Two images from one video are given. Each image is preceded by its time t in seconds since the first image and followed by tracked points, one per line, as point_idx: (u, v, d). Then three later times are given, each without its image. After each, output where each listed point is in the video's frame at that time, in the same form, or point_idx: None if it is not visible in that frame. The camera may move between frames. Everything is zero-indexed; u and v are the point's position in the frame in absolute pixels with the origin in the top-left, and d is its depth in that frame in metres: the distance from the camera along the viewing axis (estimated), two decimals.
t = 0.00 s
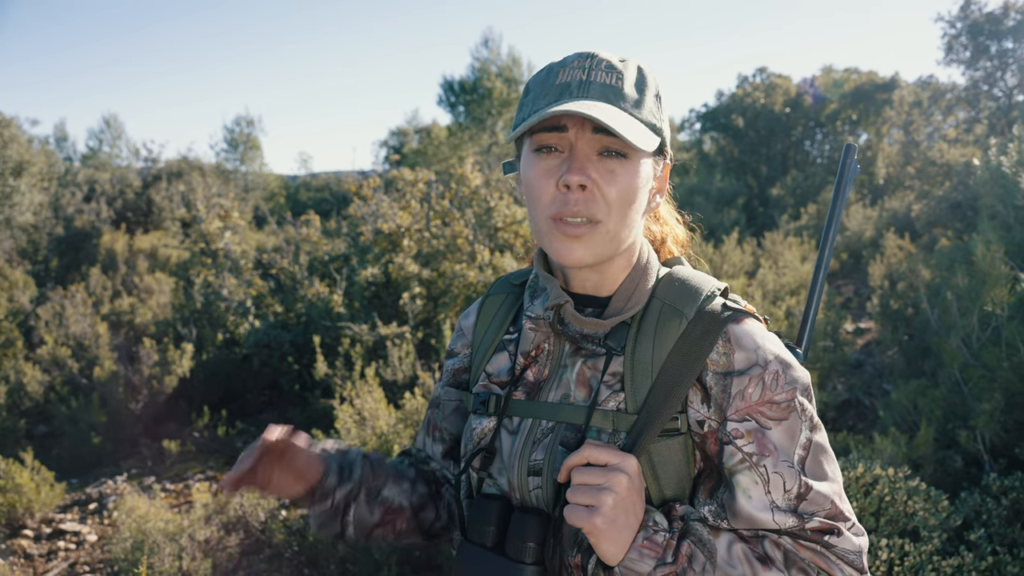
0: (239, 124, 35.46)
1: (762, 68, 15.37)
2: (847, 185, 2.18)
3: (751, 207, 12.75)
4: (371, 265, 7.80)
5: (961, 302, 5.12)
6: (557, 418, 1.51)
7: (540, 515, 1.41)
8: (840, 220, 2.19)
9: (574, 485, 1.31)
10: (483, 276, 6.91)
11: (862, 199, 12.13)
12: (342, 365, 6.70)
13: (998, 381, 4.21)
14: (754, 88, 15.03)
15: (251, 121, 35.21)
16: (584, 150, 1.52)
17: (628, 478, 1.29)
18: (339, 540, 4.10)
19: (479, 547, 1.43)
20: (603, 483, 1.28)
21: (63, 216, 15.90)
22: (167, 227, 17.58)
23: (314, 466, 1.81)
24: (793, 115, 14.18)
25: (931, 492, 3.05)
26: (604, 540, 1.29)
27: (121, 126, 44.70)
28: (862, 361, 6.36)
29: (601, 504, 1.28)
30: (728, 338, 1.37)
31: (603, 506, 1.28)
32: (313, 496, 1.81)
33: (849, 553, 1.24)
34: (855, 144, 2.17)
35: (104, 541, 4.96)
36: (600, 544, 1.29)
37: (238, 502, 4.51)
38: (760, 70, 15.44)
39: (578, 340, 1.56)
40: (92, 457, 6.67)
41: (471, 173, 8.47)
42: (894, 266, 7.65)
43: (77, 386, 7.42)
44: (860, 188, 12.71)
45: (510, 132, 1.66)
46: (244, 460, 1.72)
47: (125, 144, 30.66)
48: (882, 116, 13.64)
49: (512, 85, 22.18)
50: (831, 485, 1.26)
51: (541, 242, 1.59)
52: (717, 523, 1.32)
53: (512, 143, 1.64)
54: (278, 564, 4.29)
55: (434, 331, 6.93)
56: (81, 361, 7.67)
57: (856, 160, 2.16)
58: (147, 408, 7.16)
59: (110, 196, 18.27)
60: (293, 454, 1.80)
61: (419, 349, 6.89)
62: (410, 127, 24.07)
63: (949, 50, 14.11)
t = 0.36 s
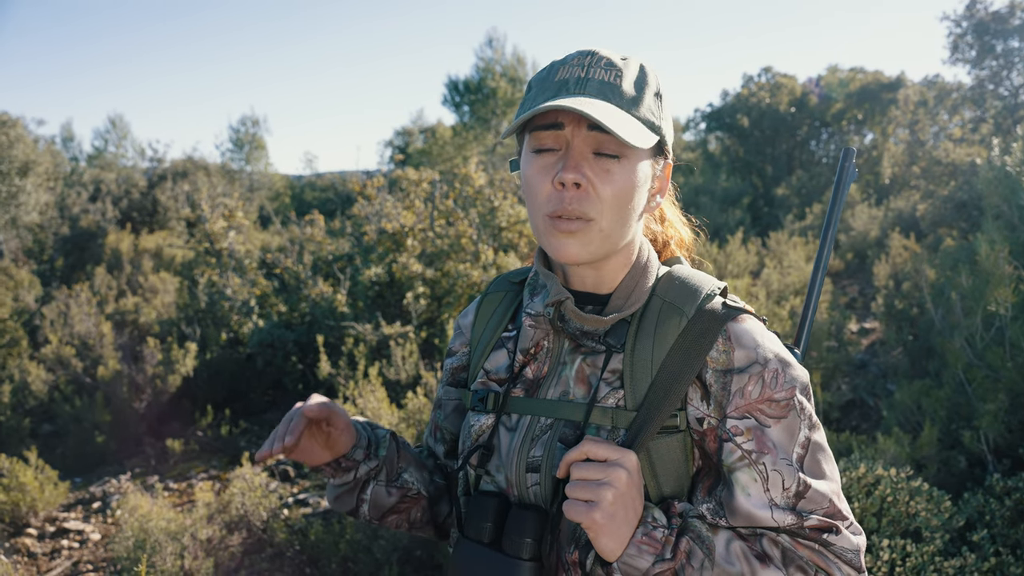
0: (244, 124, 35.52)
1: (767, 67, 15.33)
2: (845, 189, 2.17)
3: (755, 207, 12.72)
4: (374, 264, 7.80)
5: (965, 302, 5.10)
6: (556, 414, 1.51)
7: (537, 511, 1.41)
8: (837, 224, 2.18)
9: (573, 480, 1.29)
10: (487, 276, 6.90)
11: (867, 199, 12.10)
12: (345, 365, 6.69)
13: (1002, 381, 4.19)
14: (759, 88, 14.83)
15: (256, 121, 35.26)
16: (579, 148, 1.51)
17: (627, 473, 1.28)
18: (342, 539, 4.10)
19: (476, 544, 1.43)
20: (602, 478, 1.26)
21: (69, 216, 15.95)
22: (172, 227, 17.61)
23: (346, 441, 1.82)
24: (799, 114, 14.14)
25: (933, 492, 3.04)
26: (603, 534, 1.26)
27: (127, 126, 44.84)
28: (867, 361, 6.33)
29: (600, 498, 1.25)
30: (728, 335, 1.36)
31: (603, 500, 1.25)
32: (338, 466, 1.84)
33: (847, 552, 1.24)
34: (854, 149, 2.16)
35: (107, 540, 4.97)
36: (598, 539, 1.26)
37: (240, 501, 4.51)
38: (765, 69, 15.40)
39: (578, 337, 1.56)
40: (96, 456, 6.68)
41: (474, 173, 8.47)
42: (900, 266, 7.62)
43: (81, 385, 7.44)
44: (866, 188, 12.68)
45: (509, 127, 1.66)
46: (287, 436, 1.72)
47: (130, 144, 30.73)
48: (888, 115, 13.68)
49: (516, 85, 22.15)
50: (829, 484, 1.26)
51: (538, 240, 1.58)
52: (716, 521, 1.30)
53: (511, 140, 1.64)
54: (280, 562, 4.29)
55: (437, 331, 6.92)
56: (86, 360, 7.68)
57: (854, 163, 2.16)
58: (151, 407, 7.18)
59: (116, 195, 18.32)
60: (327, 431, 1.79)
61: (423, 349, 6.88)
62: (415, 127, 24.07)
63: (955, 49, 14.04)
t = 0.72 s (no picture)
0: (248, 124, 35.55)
1: (771, 67, 15.30)
2: (851, 189, 2.14)
3: (759, 207, 12.69)
4: (377, 264, 7.80)
5: (968, 301, 5.08)
6: (551, 412, 1.50)
7: (530, 509, 1.41)
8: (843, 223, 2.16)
9: (563, 477, 1.28)
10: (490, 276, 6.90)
11: (872, 199, 12.06)
12: (347, 364, 6.69)
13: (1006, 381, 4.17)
14: (763, 88, 14.84)
15: (261, 121, 35.29)
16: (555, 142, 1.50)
17: (618, 471, 1.27)
18: (342, 539, 4.10)
19: (472, 541, 1.44)
20: (592, 475, 1.25)
21: (74, 216, 15.97)
22: (176, 227, 17.62)
23: (341, 431, 1.81)
24: (803, 114, 14.09)
25: (935, 492, 3.02)
26: (591, 532, 1.24)
27: (132, 126, 44.94)
28: (870, 362, 6.30)
29: (590, 496, 1.24)
30: (725, 333, 1.35)
31: (592, 498, 1.23)
32: (332, 456, 1.82)
33: (843, 555, 1.23)
34: (862, 147, 2.14)
35: (109, 538, 4.97)
36: (587, 536, 1.25)
37: (241, 500, 4.51)
38: (769, 69, 15.38)
39: (574, 334, 1.55)
40: (99, 455, 6.69)
41: (477, 172, 8.46)
42: (904, 266, 7.59)
43: (84, 384, 7.45)
44: (870, 188, 12.64)
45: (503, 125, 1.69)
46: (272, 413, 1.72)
47: (135, 143, 30.75)
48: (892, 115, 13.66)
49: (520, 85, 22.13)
50: (825, 487, 1.25)
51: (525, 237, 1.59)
52: (709, 521, 1.30)
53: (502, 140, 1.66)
54: (280, 562, 4.28)
55: (440, 331, 6.91)
56: (88, 359, 7.68)
57: (861, 162, 2.14)
58: (154, 406, 7.20)
59: (120, 195, 18.36)
60: (320, 419, 1.79)
61: (426, 349, 6.87)
62: (418, 127, 24.07)
63: (959, 48, 14.01)
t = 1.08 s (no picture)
0: (253, 124, 35.57)
1: (776, 67, 15.27)
2: (863, 183, 2.07)
3: (764, 207, 12.66)
4: (381, 264, 7.79)
5: (972, 301, 5.05)
6: (546, 411, 1.49)
7: (522, 509, 1.41)
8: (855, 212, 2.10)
9: (550, 478, 1.28)
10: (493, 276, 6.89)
11: (877, 199, 12.02)
12: (351, 364, 6.69)
13: (1010, 382, 4.14)
14: (768, 88, 14.82)
15: (265, 121, 35.33)
16: (522, 139, 1.54)
17: (605, 473, 1.26)
18: (344, 538, 4.10)
19: (464, 539, 1.44)
20: (578, 477, 1.25)
21: (79, 216, 15.99)
22: (181, 227, 17.64)
23: (335, 424, 1.85)
24: (808, 114, 14.05)
25: (938, 493, 3.00)
26: (576, 534, 1.24)
27: (136, 126, 45.06)
28: (875, 362, 6.28)
29: (575, 497, 1.23)
30: (720, 335, 1.34)
31: (577, 499, 1.23)
32: (320, 445, 1.86)
33: (836, 563, 1.21)
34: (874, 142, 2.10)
35: (111, 538, 4.97)
36: (572, 538, 1.25)
37: (242, 500, 4.51)
38: (774, 69, 15.35)
39: (568, 333, 1.55)
40: (102, 454, 6.70)
41: (481, 172, 8.45)
42: (909, 266, 7.56)
43: (88, 383, 7.45)
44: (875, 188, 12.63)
45: (499, 125, 1.75)
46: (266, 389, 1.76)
47: (139, 143, 30.80)
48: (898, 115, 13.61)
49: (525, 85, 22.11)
50: (821, 493, 1.24)
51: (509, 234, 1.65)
52: (701, 526, 1.29)
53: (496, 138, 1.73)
54: (281, 561, 4.27)
55: (444, 331, 6.91)
56: (92, 359, 7.68)
57: (873, 157, 2.08)
58: (157, 405, 7.20)
59: (125, 195, 18.40)
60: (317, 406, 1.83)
61: (429, 349, 6.87)
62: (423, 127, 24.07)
63: (965, 47, 13.95)
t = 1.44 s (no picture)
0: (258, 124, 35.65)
1: (781, 66, 15.24)
2: (870, 182, 1.98)
3: (769, 207, 12.64)
4: (385, 264, 7.79)
5: (977, 301, 5.03)
6: (538, 412, 1.49)
7: (511, 512, 1.40)
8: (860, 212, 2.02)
9: (537, 480, 1.28)
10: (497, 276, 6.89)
11: (882, 199, 11.99)
12: (354, 364, 6.69)
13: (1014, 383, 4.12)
14: (773, 88, 14.83)
15: (271, 121, 35.39)
16: (509, 136, 1.56)
17: (591, 477, 1.26)
18: (346, 538, 4.10)
19: (454, 540, 1.45)
20: (564, 480, 1.25)
21: (84, 216, 16.03)
22: (185, 227, 17.68)
23: (334, 405, 1.89)
24: (813, 114, 14.02)
25: (941, 495, 2.98)
26: (560, 538, 1.25)
27: (142, 126, 45.23)
28: (879, 362, 6.26)
29: (559, 501, 1.24)
30: (713, 338, 1.33)
31: (562, 503, 1.24)
32: (320, 419, 1.89)
33: (827, 572, 1.20)
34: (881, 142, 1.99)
35: (114, 537, 4.98)
36: (556, 542, 1.25)
37: (244, 500, 4.51)
38: (779, 69, 15.32)
39: (561, 334, 1.55)
40: (106, 454, 6.72)
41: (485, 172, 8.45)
42: (914, 266, 7.53)
43: (91, 383, 7.46)
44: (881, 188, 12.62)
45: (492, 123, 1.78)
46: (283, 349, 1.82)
47: (145, 144, 30.90)
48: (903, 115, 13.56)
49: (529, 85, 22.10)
50: (814, 500, 1.23)
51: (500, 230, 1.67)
52: (691, 531, 1.28)
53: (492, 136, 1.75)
54: (283, 561, 4.27)
55: (447, 331, 6.91)
56: (96, 358, 7.69)
57: (880, 157, 1.98)
58: (161, 405, 7.22)
59: (131, 195, 18.45)
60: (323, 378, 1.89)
61: (432, 349, 6.87)
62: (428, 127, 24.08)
63: (970, 47, 13.90)
